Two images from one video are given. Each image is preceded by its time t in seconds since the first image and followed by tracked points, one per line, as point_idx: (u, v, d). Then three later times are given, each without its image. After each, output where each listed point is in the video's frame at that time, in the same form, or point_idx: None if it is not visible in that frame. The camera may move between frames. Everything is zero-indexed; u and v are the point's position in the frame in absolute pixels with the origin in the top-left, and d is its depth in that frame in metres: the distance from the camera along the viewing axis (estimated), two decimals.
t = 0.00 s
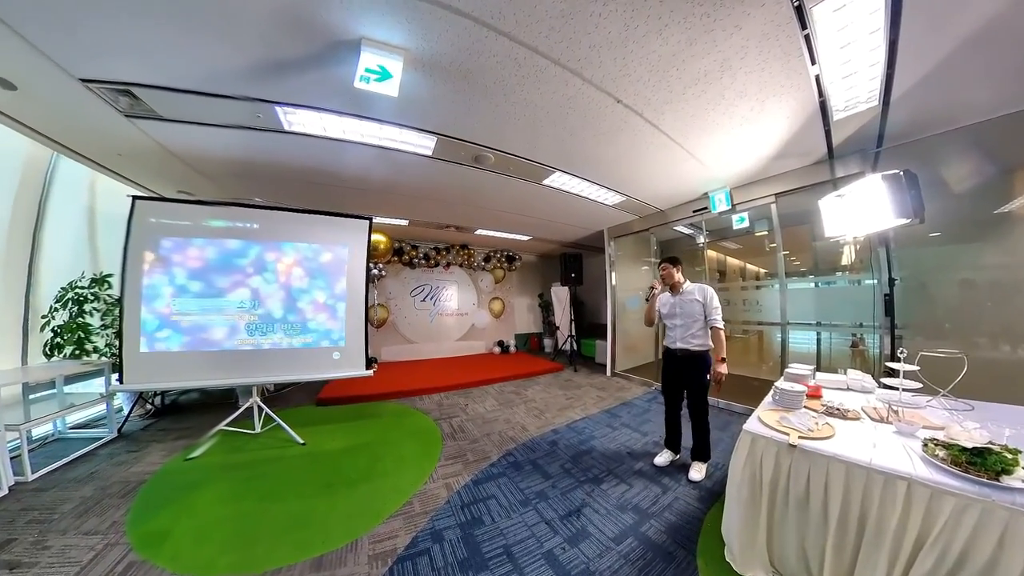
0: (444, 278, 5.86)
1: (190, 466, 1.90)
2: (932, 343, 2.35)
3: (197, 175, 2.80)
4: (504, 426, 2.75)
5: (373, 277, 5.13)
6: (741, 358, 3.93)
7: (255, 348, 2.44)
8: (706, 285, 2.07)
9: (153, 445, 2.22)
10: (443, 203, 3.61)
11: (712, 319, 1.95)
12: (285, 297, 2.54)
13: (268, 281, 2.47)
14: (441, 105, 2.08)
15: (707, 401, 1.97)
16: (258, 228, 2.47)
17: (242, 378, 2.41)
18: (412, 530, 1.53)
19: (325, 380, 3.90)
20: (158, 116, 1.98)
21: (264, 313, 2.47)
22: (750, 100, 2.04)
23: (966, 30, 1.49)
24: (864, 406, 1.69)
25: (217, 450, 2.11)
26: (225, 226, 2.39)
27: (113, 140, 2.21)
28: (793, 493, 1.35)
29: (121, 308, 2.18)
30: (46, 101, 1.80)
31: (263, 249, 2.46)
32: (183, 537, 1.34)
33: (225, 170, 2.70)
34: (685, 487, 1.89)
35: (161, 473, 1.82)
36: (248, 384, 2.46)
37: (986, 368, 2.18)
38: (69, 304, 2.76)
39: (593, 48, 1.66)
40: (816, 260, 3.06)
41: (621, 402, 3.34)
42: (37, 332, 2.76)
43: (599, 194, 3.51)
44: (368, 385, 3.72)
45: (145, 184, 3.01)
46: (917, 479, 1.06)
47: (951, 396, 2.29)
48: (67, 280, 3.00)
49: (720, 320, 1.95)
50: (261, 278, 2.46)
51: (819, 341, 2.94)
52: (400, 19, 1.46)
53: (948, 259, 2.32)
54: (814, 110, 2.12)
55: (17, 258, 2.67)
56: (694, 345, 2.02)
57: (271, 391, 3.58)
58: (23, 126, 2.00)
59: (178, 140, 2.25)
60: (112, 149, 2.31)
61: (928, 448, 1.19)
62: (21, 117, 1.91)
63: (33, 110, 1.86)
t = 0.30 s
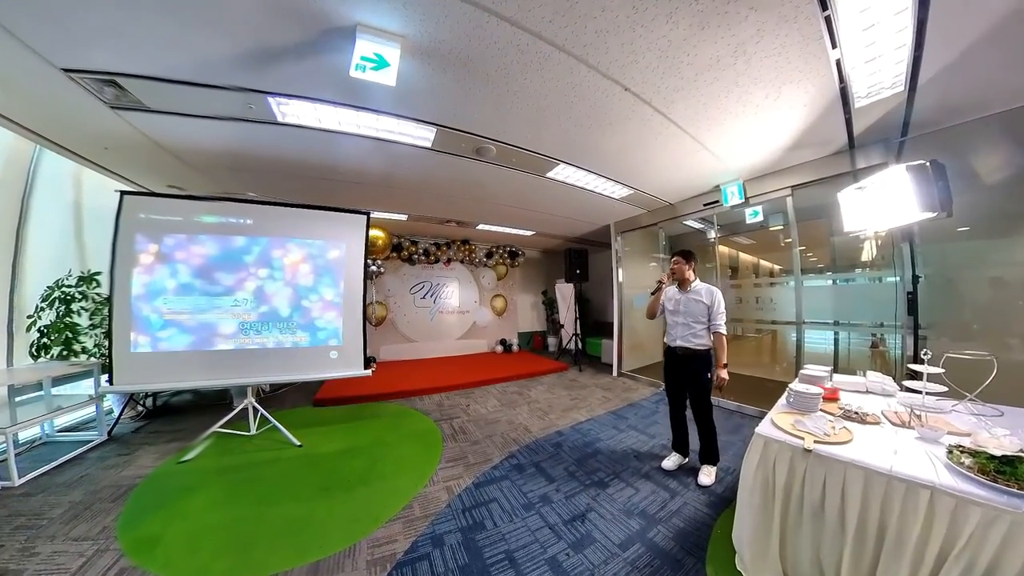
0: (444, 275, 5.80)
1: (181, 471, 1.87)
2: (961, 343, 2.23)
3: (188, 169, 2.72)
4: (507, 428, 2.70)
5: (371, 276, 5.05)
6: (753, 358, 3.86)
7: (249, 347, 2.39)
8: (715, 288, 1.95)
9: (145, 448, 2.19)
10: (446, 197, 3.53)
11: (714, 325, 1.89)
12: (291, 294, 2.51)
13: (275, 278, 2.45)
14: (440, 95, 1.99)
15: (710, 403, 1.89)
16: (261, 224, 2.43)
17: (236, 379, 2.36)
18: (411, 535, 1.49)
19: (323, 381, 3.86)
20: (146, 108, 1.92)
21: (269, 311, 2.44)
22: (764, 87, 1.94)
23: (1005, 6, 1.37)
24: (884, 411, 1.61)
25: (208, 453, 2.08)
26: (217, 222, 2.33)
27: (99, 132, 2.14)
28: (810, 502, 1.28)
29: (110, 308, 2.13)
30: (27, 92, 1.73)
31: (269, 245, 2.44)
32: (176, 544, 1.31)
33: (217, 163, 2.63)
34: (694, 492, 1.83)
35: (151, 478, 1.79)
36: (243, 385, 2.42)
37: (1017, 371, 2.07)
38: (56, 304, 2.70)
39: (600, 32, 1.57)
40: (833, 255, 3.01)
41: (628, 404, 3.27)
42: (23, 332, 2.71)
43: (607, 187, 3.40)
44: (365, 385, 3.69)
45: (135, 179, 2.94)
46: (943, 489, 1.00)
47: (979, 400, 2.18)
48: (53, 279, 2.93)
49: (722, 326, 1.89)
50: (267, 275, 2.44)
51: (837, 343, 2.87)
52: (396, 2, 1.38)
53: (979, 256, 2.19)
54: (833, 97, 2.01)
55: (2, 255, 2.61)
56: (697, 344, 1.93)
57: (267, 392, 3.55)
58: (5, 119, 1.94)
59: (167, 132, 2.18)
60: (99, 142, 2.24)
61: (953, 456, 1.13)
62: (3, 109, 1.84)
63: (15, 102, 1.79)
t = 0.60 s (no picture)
0: (444, 273, 5.73)
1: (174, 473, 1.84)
2: (989, 344, 2.13)
3: (178, 162, 2.65)
4: (510, 429, 2.66)
5: (370, 271, 5.02)
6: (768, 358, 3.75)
7: (242, 346, 2.35)
8: (727, 284, 1.87)
9: (137, 450, 2.17)
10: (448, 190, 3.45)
11: (726, 321, 1.81)
12: (298, 291, 2.51)
13: (282, 275, 2.44)
14: (439, 84, 1.90)
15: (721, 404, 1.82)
16: (266, 220, 2.42)
17: (223, 379, 2.28)
18: (410, 540, 1.44)
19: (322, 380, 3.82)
20: (132, 99, 1.85)
21: (274, 309, 2.42)
22: (779, 74, 1.83)
23: None
24: (906, 415, 1.52)
25: (202, 455, 2.05)
26: (209, 217, 2.29)
27: (84, 124, 2.07)
28: (828, 512, 1.22)
29: (98, 306, 2.08)
30: (8, 83, 1.67)
31: (275, 241, 2.43)
32: (169, 550, 1.28)
33: (209, 156, 2.56)
34: (704, 498, 1.77)
35: (142, 482, 1.75)
36: (235, 386, 2.37)
37: None
38: (42, 304, 2.61)
39: (608, 16, 1.48)
40: (853, 250, 2.86)
41: (635, 405, 3.21)
42: (8, 331, 2.68)
43: (614, 180, 3.29)
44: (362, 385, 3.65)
45: (123, 173, 2.86)
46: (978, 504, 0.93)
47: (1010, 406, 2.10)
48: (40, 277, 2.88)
49: (735, 322, 1.81)
50: (274, 272, 2.42)
51: (855, 343, 2.73)
52: None
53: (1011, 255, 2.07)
54: (855, 83, 1.89)
55: None
56: (708, 342, 1.86)
57: (261, 393, 3.53)
58: None
59: (156, 124, 2.11)
60: (83, 134, 2.18)
61: (979, 463, 1.07)
62: None
63: None
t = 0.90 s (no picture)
0: (445, 269, 5.67)
1: (167, 478, 1.81)
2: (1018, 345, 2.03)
3: (168, 155, 2.59)
4: (513, 430, 2.61)
5: (368, 268, 4.92)
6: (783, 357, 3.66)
7: (236, 345, 2.31)
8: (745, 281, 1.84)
9: (128, 453, 2.15)
10: (451, 183, 3.37)
11: (746, 318, 1.77)
12: (305, 288, 2.49)
13: (289, 271, 2.42)
14: (437, 71, 1.82)
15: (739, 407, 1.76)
16: (271, 216, 2.40)
17: (219, 381, 2.28)
18: (410, 544, 1.40)
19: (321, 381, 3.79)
20: (119, 89, 1.79)
21: (281, 306, 2.41)
22: (794, 60, 1.73)
23: None
24: (930, 420, 1.44)
25: (196, 458, 2.02)
26: (202, 212, 2.24)
27: (68, 115, 2.01)
28: (847, 522, 1.16)
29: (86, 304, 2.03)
30: None
31: (282, 237, 2.41)
32: (159, 554, 1.25)
33: (200, 149, 2.50)
34: (715, 503, 1.71)
35: (134, 486, 1.72)
36: (229, 386, 2.34)
37: None
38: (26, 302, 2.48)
39: None
40: (873, 245, 2.73)
41: (643, 406, 3.14)
42: None
43: (622, 172, 3.19)
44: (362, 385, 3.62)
45: (110, 166, 2.78)
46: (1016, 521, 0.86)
47: None
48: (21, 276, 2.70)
49: (754, 319, 1.78)
50: (281, 268, 2.41)
51: (876, 343, 2.66)
52: None
53: None
54: (880, 67, 1.77)
55: None
56: (727, 342, 1.80)
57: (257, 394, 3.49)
58: None
59: (143, 115, 2.04)
60: (67, 126, 2.12)
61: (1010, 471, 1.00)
62: None
63: None
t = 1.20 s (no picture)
0: (446, 266, 5.62)
1: (158, 482, 1.78)
2: None
3: (158, 148, 2.53)
4: (516, 432, 2.57)
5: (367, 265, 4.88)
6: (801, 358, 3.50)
7: (239, 344, 2.29)
8: (769, 276, 1.80)
9: (118, 456, 2.13)
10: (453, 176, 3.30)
11: (774, 316, 1.73)
12: (313, 285, 2.49)
13: (297, 268, 2.42)
14: (436, 59, 1.74)
15: (759, 412, 1.70)
16: (277, 211, 2.38)
17: (213, 381, 2.24)
18: (410, 549, 1.36)
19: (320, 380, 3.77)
20: (104, 79, 1.73)
21: (288, 303, 2.40)
22: (816, 41, 1.62)
23: None
24: (957, 425, 1.36)
25: (187, 462, 1.99)
26: (193, 207, 2.19)
27: (53, 106, 1.95)
28: (865, 530, 1.10)
29: (76, 302, 2.01)
30: None
31: (289, 232, 2.41)
32: (151, 561, 1.23)
33: (192, 141, 2.44)
34: (725, 509, 1.66)
35: (123, 491, 1.69)
36: (223, 386, 2.30)
37: None
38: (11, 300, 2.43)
39: None
40: (896, 240, 2.60)
41: (651, 408, 3.08)
42: None
43: (630, 163, 3.09)
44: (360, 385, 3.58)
45: (96, 160, 2.73)
46: None
47: None
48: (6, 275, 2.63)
49: (781, 317, 1.75)
50: (288, 264, 2.40)
51: (898, 343, 2.57)
52: None
53: None
54: (906, 51, 1.66)
55: None
56: (753, 343, 1.74)
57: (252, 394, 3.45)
58: None
59: (130, 106, 1.98)
60: (50, 118, 2.07)
61: None
62: None
63: None
